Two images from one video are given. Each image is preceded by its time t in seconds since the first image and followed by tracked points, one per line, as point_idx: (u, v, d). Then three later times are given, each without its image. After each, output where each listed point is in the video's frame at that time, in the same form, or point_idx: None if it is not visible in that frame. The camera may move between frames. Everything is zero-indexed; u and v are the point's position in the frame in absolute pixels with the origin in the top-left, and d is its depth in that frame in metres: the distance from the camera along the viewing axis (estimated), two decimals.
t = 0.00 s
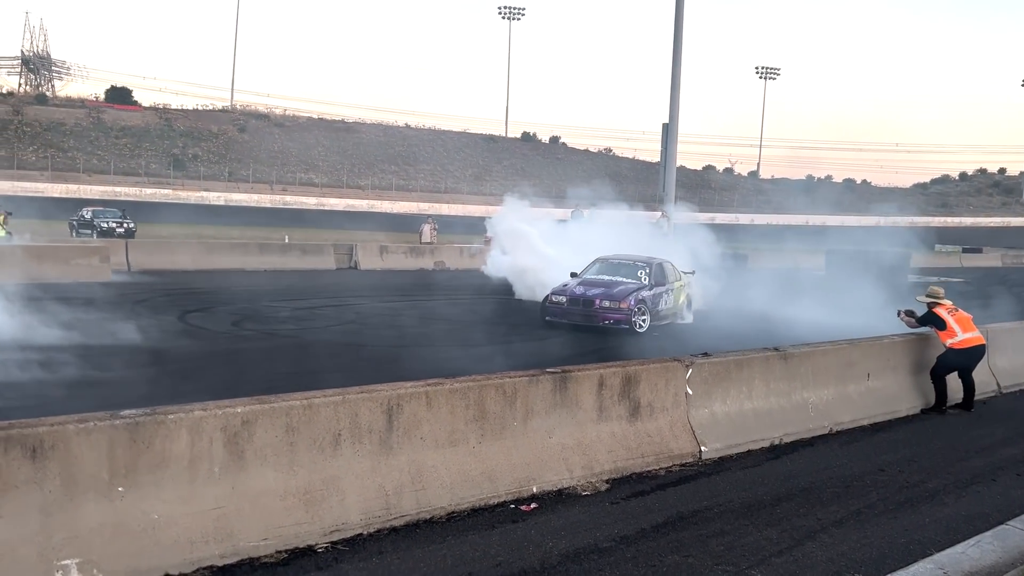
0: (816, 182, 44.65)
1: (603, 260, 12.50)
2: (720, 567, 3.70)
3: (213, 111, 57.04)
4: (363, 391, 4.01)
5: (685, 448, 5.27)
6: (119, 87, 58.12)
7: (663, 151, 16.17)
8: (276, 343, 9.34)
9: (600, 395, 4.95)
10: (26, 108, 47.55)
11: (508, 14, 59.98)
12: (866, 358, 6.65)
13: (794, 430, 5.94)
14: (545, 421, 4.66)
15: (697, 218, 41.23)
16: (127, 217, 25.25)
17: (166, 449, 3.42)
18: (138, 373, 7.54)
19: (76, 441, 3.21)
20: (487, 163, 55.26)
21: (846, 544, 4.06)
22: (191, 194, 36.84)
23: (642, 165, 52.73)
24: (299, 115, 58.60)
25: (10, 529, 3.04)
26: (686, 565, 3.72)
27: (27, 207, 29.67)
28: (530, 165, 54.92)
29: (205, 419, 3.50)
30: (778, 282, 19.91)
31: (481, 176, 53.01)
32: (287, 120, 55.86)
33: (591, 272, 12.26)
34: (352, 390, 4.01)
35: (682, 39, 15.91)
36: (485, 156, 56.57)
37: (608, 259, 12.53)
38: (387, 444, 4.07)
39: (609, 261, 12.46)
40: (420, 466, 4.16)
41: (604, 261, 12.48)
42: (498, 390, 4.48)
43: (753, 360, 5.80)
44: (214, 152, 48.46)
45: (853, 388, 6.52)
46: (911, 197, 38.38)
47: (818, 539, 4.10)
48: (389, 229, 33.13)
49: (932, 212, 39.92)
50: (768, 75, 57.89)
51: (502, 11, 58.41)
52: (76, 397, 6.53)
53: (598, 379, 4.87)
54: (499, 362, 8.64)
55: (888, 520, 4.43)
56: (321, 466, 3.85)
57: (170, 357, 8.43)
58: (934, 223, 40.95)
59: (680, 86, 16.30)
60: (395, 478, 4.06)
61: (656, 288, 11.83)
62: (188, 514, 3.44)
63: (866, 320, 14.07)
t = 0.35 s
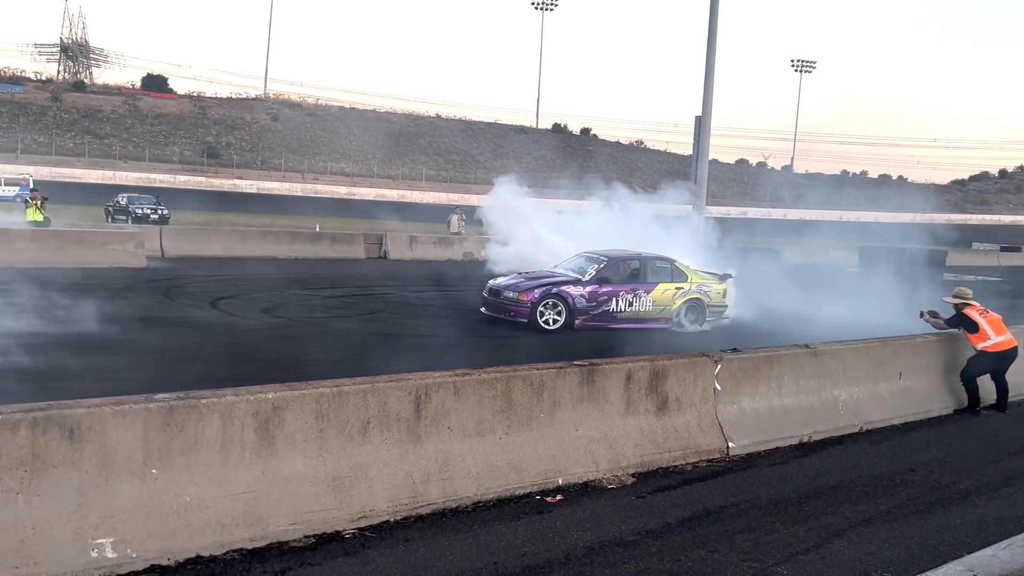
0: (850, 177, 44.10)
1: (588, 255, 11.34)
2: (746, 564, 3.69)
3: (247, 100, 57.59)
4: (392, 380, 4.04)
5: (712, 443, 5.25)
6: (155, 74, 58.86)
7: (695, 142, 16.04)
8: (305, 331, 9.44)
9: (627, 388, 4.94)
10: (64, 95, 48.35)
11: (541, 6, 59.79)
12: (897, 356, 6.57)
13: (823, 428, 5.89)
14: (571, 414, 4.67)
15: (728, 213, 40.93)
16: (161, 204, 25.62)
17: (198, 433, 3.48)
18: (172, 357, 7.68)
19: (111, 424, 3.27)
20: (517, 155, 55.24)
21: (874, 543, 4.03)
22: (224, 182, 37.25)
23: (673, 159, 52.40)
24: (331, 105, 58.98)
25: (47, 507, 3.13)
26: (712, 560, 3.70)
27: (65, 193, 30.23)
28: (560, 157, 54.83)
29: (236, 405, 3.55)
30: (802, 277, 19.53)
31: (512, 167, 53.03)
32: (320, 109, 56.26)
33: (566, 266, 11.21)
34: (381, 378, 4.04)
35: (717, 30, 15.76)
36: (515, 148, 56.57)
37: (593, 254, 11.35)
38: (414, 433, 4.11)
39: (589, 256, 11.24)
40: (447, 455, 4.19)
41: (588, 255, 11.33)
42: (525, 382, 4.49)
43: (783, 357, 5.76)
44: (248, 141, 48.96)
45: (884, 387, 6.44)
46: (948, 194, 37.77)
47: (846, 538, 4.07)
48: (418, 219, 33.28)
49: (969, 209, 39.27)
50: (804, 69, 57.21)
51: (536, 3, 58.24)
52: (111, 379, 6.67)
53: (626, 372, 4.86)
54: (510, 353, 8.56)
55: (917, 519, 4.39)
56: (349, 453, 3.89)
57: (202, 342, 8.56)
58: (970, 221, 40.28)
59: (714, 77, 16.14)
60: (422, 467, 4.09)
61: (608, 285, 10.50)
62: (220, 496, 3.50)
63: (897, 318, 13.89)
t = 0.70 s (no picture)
0: (891, 174, 43.37)
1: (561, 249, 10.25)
2: (777, 562, 3.66)
3: (286, 91, 58.16)
4: (426, 369, 4.07)
5: (745, 440, 5.20)
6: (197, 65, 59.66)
7: (734, 137, 15.87)
8: (340, 320, 9.54)
9: (660, 382, 4.92)
10: (108, 84, 49.22)
11: None
12: (937, 355, 6.45)
13: (859, 427, 5.81)
14: (603, 407, 4.66)
15: (765, 209, 40.49)
16: (201, 193, 25.99)
17: (235, 417, 3.54)
18: (209, 344, 7.79)
19: (151, 406, 3.34)
20: (552, 148, 55.12)
21: (909, 545, 3.97)
22: (263, 172, 37.69)
23: (710, 153, 51.93)
24: (368, 96, 59.34)
25: (88, 486, 3.21)
26: (743, 558, 3.68)
27: (108, 181, 30.79)
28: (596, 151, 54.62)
29: (273, 390, 3.60)
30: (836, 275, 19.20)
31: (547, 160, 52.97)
32: (357, 101, 56.62)
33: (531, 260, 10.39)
34: (415, 368, 4.07)
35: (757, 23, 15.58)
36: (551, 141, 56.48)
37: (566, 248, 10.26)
38: (446, 423, 4.13)
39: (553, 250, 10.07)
40: (479, 445, 4.21)
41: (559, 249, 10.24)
42: (558, 374, 4.49)
43: (819, 355, 5.69)
44: (286, 131, 49.45)
45: (922, 387, 6.33)
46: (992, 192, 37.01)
47: (881, 538, 4.02)
48: (453, 211, 33.41)
49: (1014, 209, 38.43)
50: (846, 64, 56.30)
51: None
52: (151, 364, 6.80)
53: (659, 366, 4.84)
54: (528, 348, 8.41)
55: (954, 522, 4.32)
56: (382, 441, 3.93)
57: (240, 329, 8.70)
58: (1015, 221, 39.41)
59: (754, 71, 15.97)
60: (454, 456, 4.12)
61: (507, 275, 9.79)
62: (256, 480, 3.56)
63: (937, 317, 13.65)
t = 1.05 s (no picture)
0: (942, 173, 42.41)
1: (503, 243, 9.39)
2: (817, 564, 3.62)
3: (332, 83, 58.74)
4: (466, 361, 4.10)
5: (787, 440, 5.15)
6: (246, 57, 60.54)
7: (781, 132, 15.65)
8: (382, 310, 9.64)
9: (701, 380, 4.89)
10: (160, 76, 50.19)
11: None
12: (986, 358, 6.31)
13: (905, 431, 5.71)
14: (643, 404, 4.65)
15: (811, 206, 39.88)
16: (248, 183, 26.40)
17: (281, 404, 3.60)
18: (254, 332, 7.93)
19: (200, 391, 3.42)
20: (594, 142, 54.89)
21: (955, 551, 3.90)
22: (308, 163, 38.14)
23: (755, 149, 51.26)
24: (413, 89, 59.68)
25: (138, 469, 3.29)
26: (783, 558, 3.65)
27: (158, 170, 31.42)
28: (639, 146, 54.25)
29: (317, 378, 3.66)
30: (883, 274, 18.89)
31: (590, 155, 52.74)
32: (402, 93, 56.97)
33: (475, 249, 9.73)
34: (456, 360, 4.10)
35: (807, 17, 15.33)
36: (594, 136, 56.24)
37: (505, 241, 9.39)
38: (486, 415, 4.16)
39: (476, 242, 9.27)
40: (518, 438, 4.23)
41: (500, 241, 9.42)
42: (598, 369, 4.49)
43: (865, 356, 5.60)
44: (331, 123, 49.96)
45: (971, 391, 6.20)
46: None
47: (925, 544, 3.95)
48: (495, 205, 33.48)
49: None
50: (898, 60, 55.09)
51: None
52: (197, 350, 6.94)
53: (701, 363, 4.81)
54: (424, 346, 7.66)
55: (1001, 530, 4.22)
56: (423, 431, 3.97)
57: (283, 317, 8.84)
58: None
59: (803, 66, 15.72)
60: (493, 448, 4.15)
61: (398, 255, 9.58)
62: (300, 466, 3.63)
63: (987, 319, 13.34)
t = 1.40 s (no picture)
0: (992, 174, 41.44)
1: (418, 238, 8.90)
2: (860, 568, 3.57)
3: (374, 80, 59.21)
4: (507, 357, 4.11)
5: (829, 443, 5.08)
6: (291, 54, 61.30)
7: (826, 131, 15.42)
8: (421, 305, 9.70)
9: (743, 381, 4.85)
10: (207, 72, 51.04)
11: None
12: None
13: (949, 436, 5.60)
14: (683, 403, 4.62)
15: (856, 207, 39.22)
16: (291, 178, 26.74)
17: (324, 396, 3.65)
18: (297, 324, 8.05)
19: (246, 382, 3.48)
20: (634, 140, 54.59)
21: (1003, 560, 3.82)
22: (350, 159, 38.50)
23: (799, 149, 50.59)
24: (454, 86, 59.91)
25: (185, 456, 3.37)
26: (824, 562, 3.61)
27: (203, 164, 31.96)
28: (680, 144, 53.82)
29: (360, 370, 3.70)
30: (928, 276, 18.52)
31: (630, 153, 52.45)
32: (443, 90, 57.25)
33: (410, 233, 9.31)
34: (496, 355, 4.12)
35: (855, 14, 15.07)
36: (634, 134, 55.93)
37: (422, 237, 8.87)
38: (525, 411, 4.17)
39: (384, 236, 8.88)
40: (557, 435, 4.24)
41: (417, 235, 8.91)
42: (638, 368, 4.47)
43: (911, 359, 5.50)
44: (372, 120, 50.36)
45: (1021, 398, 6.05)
46: None
47: (971, 551, 3.87)
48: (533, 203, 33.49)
49: None
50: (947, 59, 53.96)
51: None
52: (241, 342, 7.06)
53: (743, 364, 4.76)
54: (322, 339, 7.38)
55: None
56: (462, 425, 3.99)
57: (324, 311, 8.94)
58: None
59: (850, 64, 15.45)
60: (531, 445, 4.16)
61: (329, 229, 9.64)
62: (342, 456, 3.68)
63: None
